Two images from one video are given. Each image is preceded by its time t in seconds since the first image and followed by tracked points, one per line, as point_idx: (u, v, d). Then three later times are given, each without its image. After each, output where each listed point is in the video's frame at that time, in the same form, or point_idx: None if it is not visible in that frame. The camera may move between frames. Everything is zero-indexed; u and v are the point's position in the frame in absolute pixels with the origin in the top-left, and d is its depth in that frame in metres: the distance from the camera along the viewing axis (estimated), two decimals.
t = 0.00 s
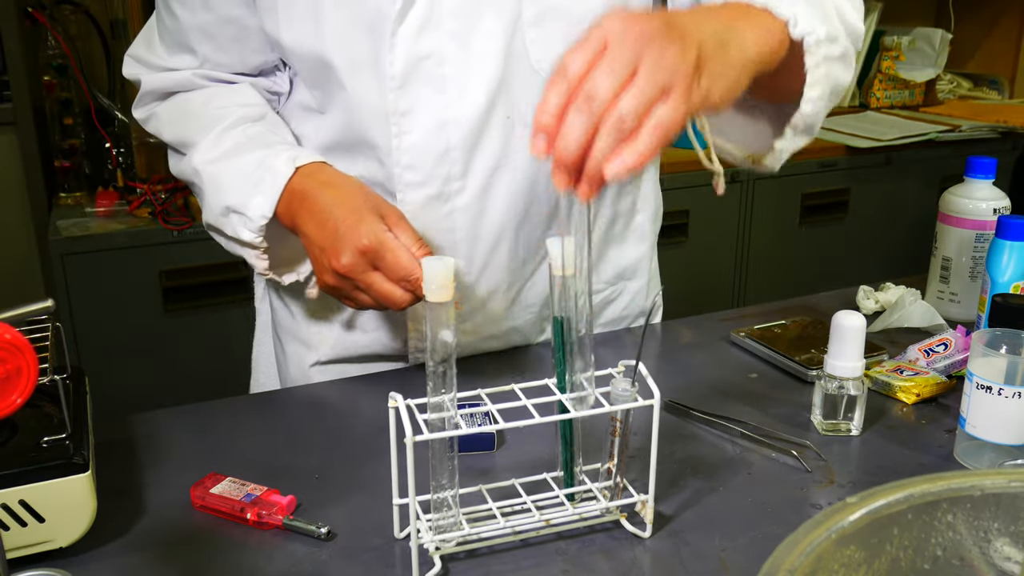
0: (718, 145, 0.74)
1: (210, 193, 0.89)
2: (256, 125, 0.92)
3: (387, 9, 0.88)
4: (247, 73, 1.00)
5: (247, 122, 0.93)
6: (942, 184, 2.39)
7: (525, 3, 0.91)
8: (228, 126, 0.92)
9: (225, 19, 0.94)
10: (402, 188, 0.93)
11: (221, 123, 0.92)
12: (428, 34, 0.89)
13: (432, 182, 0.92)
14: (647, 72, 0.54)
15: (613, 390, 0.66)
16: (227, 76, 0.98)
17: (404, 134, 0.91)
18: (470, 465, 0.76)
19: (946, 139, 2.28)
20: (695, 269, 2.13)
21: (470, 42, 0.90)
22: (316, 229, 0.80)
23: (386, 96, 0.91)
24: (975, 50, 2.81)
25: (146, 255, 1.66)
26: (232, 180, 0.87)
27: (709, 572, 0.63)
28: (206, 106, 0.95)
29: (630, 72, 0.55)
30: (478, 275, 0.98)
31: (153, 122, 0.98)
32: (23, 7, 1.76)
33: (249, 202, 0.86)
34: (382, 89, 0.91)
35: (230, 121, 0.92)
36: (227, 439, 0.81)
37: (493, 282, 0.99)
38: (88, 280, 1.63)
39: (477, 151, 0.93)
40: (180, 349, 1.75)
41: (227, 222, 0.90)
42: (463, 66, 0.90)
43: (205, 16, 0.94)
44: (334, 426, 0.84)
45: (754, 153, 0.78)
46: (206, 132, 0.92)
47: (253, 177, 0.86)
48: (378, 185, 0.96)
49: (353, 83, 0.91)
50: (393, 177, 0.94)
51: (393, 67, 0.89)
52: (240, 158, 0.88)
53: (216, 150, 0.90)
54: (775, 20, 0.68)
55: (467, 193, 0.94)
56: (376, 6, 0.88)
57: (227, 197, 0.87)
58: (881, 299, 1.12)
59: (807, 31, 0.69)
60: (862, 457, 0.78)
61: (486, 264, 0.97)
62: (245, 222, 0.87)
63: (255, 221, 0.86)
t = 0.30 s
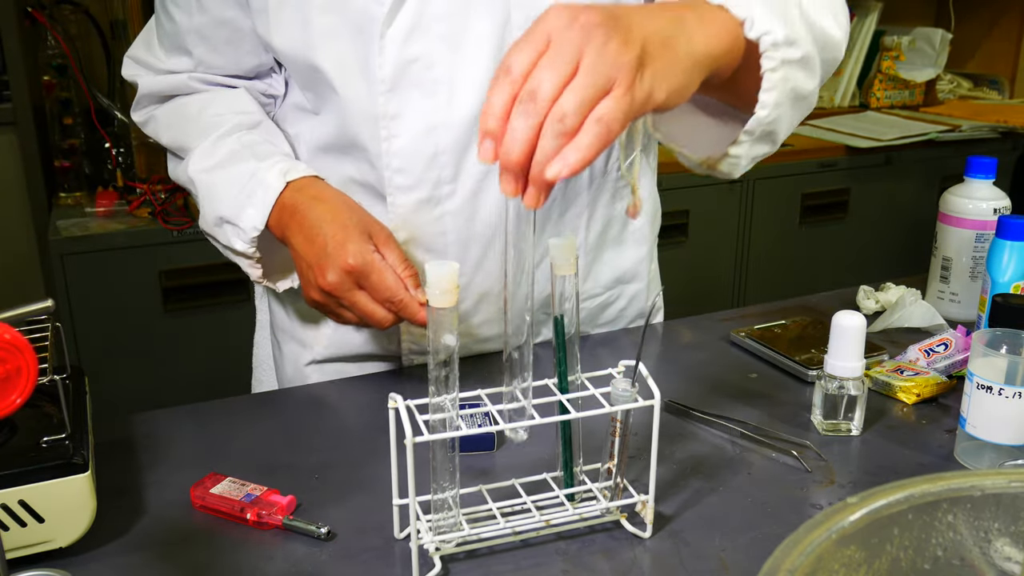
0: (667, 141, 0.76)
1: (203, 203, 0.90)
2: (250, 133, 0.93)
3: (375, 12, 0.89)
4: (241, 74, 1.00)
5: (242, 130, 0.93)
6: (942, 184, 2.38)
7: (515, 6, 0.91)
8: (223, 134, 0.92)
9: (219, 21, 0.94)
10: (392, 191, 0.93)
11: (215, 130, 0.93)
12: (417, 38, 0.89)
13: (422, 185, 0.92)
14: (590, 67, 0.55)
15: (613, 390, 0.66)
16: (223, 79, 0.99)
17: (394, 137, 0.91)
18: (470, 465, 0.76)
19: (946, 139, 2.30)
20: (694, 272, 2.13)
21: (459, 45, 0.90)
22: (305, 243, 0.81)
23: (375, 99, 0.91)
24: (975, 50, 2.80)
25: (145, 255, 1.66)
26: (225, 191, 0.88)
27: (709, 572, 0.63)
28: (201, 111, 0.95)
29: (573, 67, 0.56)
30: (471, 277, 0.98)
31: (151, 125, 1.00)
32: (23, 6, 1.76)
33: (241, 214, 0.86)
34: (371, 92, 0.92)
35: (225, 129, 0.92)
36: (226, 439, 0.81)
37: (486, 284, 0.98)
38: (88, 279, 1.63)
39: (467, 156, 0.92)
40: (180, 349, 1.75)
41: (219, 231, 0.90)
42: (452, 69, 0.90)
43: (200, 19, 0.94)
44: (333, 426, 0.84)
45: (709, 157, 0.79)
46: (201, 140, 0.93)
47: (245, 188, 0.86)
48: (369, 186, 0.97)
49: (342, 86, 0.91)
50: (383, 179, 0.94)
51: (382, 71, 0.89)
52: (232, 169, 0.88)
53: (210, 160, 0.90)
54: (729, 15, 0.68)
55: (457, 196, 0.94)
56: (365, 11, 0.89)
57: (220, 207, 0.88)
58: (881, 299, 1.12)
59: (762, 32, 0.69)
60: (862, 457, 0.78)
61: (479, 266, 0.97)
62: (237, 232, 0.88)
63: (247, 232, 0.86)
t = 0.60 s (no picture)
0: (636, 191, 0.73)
1: (214, 243, 0.90)
2: (258, 168, 0.92)
3: (375, 12, 0.89)
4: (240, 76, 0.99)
5: (248, 163, 0.92)
6: (942, 184, 2.39)
7: (514, 7, 0.91)
8: (230, 169, 0.92)
9: (221, 21, 0.94)
10: (392, 192, 0.92)
11: (222, 163, 0.92)
12: (417, 39, 0.89)
13: (423, 185, 0.93)
14: (565, 178, 0.54)
15: (613, 390, 0.66)
16: (225, 87, 0.98)
17: (394, 138, 0.91)
18: (470, 465, 0.76)
19: (946, 138, 2.30)
20: (693, 284, 2.15)
21: (459, 46, 0.90)
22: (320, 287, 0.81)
23: (376, 100, 0.91)
24: (975, 50, 2.81)
25: (145, 255, 1.66)
26: (235, 234, 0.88)
27: (709, 572, 0.63)
28: (206, 136, 0.94)
29: (548, 182, 0.54)
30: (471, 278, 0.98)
31: (153, 141, 0.98)
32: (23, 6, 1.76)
33: (252, 260, 0.87)
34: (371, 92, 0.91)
35: (231, 165, 0.92)
36: (228, 438, 0.81)
37: (485, 285, 0.99)
38: (88, 279, 1.63)
39: (467, 157, 0.93)
40: (180, 349, 1.75)
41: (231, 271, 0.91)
42: (452, 70, 0.90)
43: (201, 18, 0.94)
44: (333, 426, 0.84)
45: (676, 196, 0.75)
46: (209, 174, 0.92)
47: (255, 235, 0.86)
48: (368, 187, 0.97)
49: (344, 87, 0.91)
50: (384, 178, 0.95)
51: (383, 71, 0.89)
52: (241, 211, 0.88)
53: (219, 197, 0.91)
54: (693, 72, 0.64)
55: (457, 196, 0.94)
56: (367, 11, 0.89)
57: (231, 250, 0.88)
58: (881, 299, 1.12)
59: (727, 87, 0.65)
60: (862, 458, 0.78)
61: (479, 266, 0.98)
62: (248, 274, 0.88)
63: (257, 277, 0.87)
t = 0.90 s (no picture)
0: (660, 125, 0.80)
1: (228, 254, 0.91)
2: (275, 179, 0.92)
3: (387, 9, 0.89)
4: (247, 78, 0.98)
5: (265, 174, 0.92)
6: (942, 184, 2.39)
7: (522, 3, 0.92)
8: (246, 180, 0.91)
9: (230, 20, 0.93)
10: (400, 186, 0.92)
11: (237, 174, 0.92)
12: (427, 34, 0.89)
13: (430, 180, 0.92)
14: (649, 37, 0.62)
15: (614, 390, 0.66)
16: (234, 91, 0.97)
17: (402, 132, 0.91)
18: (470, 465, 0.76)
19: (947, 138, 2.29)
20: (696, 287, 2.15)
21: (468, 42, 0.91)
22: (343, 307, 0.82)
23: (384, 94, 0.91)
24: (975, 50, 2.81)
25: (145, 255, 1.66)
26: (252, 248, 0.88)
27: (709, 572, 0.63)
28: (221, 144, 0.93)
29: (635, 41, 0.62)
30: (476, 273, 0.98)
31: (164, 147, 0.97)
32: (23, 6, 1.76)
33: (269, 274, 0.87)
34: (380, 87, 0.92)
35: (246, 176, 0.91)
36: (229, 438, 0.81)
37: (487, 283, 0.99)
38: (88, 279, 1.63)
39: (475, 149, 0.93)
40: (180, 349, 1.75)
41: (244, 282, 0.92)
42: (461, 64, 0.91)
43: (211, 19, 0.93)
44: (333, 426, 0.84)
45: (699, 144, 0.83)
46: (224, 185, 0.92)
47: (273, 250, 0.87)
48: (375, 182, 0.97)
49: (352, 83, 0.91)
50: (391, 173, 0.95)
51: (392, 66, 0.89)
52: (258, 225, 0.89)
53: (235, 210, 0.91)
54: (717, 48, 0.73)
55: (464, 190, 0.94)
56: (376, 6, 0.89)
57: (246, 263, 0.89)
58: (881, 299, 1.12)
59: (756, 43, 0.71)
60: (862, 457, 0.78)
61: (484, 262, 0.98)
62: (262, 287, 0.89)
63: (272, 291, 0.88)
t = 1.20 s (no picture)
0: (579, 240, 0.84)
1: (221, 251, 0.91)
2: (273, 179, 0.92)
3: (401, 7, 0.89)
4: (251, 66, 0.98)
5: (262, 173, 0.92)
6: (942, 184, 2.39)
7: (535, 7, 0.92)
8: (243, 180, 0.91)
9: (233, 9, 0.92)
10: (407, 181, 0.93)
11: (235, 173, 0.92)
12: (439, 35, 0.89)
13: (437, 177, 0.93)
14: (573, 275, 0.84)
15: (614, 390, 0.66)
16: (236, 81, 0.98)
17: (411, 129, 0.91)
18: (469, 465, 0.76)
19: (947, 138, 2.29)
20: (696, 287, 2.15)
21: (480, 44, 0.91)
22: (313, 299, 0.81)
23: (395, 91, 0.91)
24: (975, 50, 2.80)
25: (145, 255, 1.66)
26: (243, 249, 0.88)
27: (709, 572, 0.63)
28: (222, 141, 0.93)
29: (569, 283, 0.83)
30: (478, 272, 0.98)
31: (167, 138, 0.98)
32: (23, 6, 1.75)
33: (260, 276, 0.88)
34: (390, 86, 0.92)
35: (243, 176, 0.91)
36: (228, 439, 0.81)
37: (486, 282, 0.99)
38: (88, 279, 1.63)
39: (482, 150, 0.92)
40: (179, 349, 1.75)
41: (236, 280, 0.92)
42: (472, 66, 0.91)
43: (214, 7, 0.92)
44: (333, 425, 0.84)
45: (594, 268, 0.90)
46: (222, 183, 0.92)
47: (263, 252, 0.87)
48: (380, 181, 0.96)
49: (361, 80, 0.91)
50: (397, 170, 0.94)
51: (404, 64, 0.89)
52: (252, 224, 0.88)
53: (230, 209, 0.91)
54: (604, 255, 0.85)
55: (470, 190, 0.94)
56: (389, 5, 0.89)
57: (238, 263, 0.89)
58: (881, 300, 1.12)
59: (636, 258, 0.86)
60: (862, 457, 0.78)
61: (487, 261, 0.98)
62: (253, 287, 0.89)
63: (262, 291, 0.88)
